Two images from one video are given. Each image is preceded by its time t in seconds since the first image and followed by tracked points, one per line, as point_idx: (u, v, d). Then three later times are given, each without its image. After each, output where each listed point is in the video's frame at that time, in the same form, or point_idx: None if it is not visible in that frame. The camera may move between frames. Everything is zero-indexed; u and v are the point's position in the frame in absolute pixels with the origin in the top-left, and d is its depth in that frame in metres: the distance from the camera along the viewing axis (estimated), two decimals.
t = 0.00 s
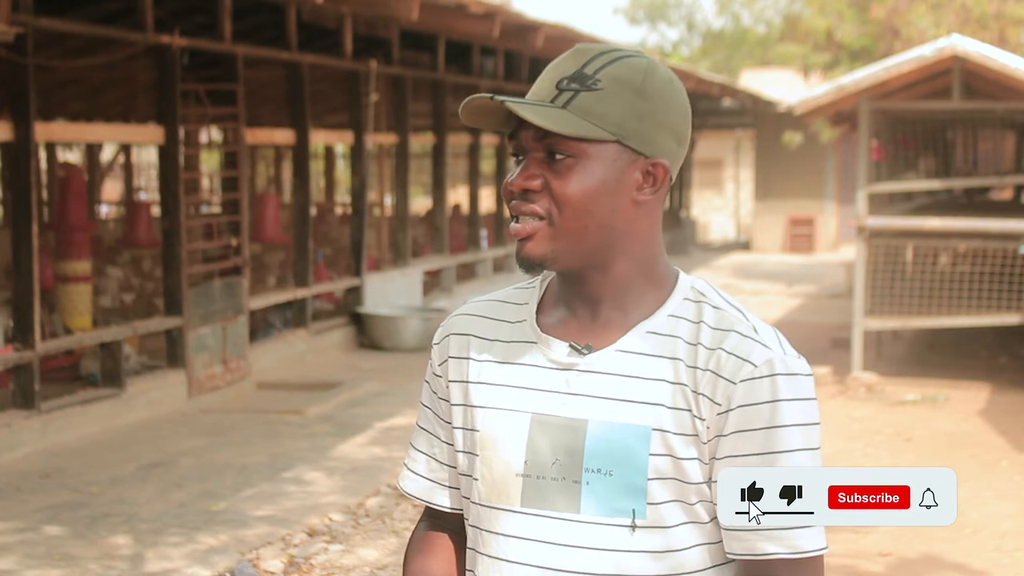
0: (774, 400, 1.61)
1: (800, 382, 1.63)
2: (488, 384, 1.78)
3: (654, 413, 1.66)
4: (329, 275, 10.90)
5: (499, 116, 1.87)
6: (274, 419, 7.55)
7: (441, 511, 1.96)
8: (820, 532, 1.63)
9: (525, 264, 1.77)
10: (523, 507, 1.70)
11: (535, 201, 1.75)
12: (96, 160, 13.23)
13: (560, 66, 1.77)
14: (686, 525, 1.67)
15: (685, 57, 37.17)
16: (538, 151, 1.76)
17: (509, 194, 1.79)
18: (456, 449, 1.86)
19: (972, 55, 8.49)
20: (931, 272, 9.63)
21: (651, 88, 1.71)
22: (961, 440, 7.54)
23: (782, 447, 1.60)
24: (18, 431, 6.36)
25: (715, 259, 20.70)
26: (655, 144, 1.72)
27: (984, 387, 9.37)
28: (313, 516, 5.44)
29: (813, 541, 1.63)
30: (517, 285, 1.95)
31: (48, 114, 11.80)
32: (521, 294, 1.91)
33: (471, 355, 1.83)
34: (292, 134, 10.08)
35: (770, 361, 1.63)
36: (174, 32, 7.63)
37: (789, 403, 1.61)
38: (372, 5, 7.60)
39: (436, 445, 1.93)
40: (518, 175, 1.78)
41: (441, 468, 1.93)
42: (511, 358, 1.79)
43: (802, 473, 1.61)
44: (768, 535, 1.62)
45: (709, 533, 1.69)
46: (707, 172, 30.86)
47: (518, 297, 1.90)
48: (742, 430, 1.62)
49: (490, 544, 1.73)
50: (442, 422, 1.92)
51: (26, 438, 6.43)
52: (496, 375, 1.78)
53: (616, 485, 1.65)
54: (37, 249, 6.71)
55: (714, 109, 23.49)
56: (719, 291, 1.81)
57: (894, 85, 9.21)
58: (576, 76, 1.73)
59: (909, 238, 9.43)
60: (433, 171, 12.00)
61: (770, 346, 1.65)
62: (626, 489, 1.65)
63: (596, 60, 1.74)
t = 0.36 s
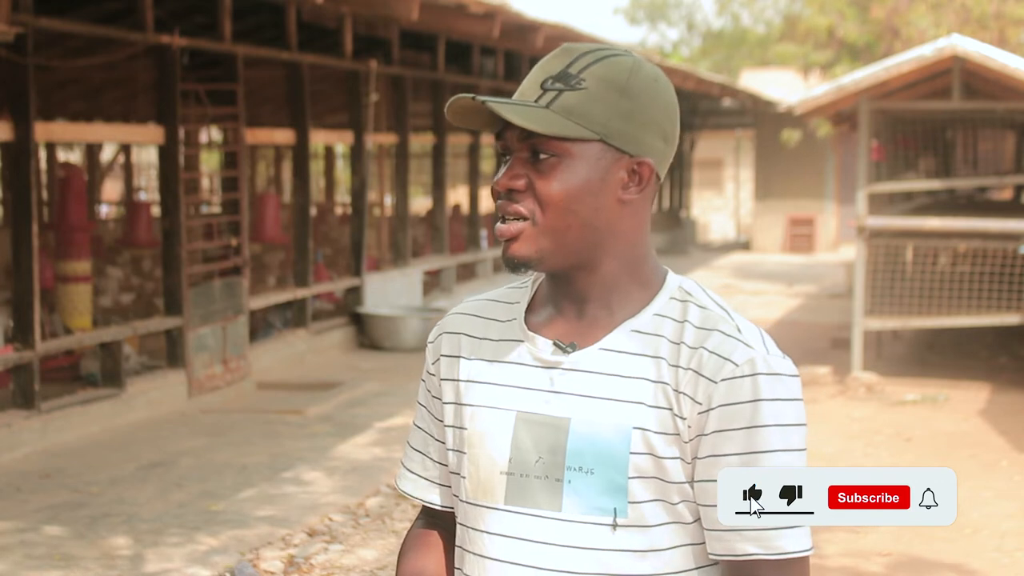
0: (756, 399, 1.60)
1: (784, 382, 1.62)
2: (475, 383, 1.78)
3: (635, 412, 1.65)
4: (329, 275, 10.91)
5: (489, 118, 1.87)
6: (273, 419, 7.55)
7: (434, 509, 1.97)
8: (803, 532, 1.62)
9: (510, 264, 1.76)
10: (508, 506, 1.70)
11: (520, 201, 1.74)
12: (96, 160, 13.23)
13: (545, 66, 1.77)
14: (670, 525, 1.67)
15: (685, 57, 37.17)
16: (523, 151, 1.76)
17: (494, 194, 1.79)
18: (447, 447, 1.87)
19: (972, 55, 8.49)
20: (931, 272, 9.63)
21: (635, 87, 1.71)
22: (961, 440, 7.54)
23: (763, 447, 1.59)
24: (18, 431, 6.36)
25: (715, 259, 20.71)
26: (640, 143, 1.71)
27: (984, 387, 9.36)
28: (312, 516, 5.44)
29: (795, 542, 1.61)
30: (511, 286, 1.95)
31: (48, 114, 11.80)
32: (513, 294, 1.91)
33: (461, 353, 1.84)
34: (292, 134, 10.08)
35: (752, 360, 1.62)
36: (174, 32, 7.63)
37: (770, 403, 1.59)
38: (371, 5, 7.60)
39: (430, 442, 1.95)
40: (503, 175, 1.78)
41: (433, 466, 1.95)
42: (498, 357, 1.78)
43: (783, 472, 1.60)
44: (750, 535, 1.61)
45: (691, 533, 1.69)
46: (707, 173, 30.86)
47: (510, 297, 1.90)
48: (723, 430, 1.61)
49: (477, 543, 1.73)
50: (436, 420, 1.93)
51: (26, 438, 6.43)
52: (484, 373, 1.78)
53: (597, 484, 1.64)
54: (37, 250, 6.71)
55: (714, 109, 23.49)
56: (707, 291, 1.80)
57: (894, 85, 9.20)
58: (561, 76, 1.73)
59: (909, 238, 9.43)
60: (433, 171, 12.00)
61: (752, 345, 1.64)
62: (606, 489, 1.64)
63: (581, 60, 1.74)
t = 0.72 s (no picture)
0: (744, 392, 1.58)
1: (771, 376, 1.61)
2: (462, 386, 1.77)
3: (625, 410, 1.64)
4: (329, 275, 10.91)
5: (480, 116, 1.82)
6: (273, 419, 7.55)
7: (423, 514, 1.96)
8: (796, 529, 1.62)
9: (528, 266, 1.74)
10: (499, 508, 1.70)
11: (542, 202, 1.72)
12: (96, 160, 13.23)
13: (552, 64, 1.73)
14: (661, 524, 1.65)
15: (686, 57, 37.17)
16: (541, 152, 1.73)
17: (507, 195, 1.75)
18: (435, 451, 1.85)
19: (972, 55, 8.49)
20: (931, 272, 9.63)
21: (642, 90, 1.72)
22: (961, 440, 7.54)
23: (752, 441, 1.58)
24: (18, 431, 6.36)
25: (715, 259, 20.71)
26: (646, 146, 1.74)
27: (983, 387, 9.36)
28: (313, 516, 5.45)
29: (784, 537, 1.60)
30: (495, 287, 1.94)
31: (48, 114, 11.80)
32: (499, 297, 1.90)
33: (448, 357, 1.83)
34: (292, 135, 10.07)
35: (740, 354, 1.61)
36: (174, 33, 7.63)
37: (759, 396, 1.58)
38: (371, 6, 7.60)
39: (416, 448, 1.93)
40: (519, 176, 1.74)
41: (421, 470, 1.93)
42: (487, 359, 1.78)
43: (772, 469, 1.58)
44: (741, 531, 1.60)
45: (683, 533, 1.67)
46: (707, 173, 30.87)
47: (495, 299, 1.89)
48: (714, 424, 1.59)
49: (470, 547, 1.72)
50: (422, 424, 1.91)
51: (26, 438, 6.43)
52: (470, 376, 1.77)
53: (586, 482, 1.63)
54: (37, 250, 6.70)
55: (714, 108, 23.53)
56: (687, 287, 1.82)
57: (894, 85, 9.21)
58: (574, 76, 1.70)
59: (909, 238, 9.44)
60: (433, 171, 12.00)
61: (740, 340, 1.64)
62: (595, 487, 1.63)
63: (589, 60, 1.72)
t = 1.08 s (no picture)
0: (741, 394, 1.59)
1: (766, 376, 1.62)
2: (449, 389, 1.73)
3: (621, 411, 1.62)
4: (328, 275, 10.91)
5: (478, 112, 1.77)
6: (273, 419, 7.55)
7: (404, 520, 1.91)
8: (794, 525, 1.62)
9: (535, 269, 1.73)
10: (490, 510, 1.66)
11: (551, 206, 1.71)
12: (96, 160, 13.23)
13: (554, 66, 1.70)
14: (656, 521, 1.64)
15: (686, 57, 37.18)
16: (550, 155, 1.72)
17: (513, 198, 1.74)
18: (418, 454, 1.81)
19: (972, 55, 8.49)
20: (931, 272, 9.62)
21: (639, 93, 1.73)
22: (961, 440, 7.54)
23: (751, 442, 1.59)
24: (18, 431, 6.36)
25: (715, 259, 20.70)
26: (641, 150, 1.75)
27: (983, 387, 9.37)
28: (313, 516, 5.45)
29: (781, 534, 1.62)
30: (474, 289, 1.90)
31: (48, 114, 11.80)
32: (480, 297, 1.86)
33: (432, 359, 1.78)
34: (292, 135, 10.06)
35: (735, 356, 1.61)
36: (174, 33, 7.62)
37: (755, 397, 1.59)
38: (372, 6, 7.60)
39: (396, 452, 1.87)
40: (527, 180, 1.73)
41: (402, 475, 1.87)
42: (474, 360, 1.74)
43: (769, 469, 1.60)
44: (741, 529, 1.61)
45: (675, 529, 1.67)
46: (707, 173, 30.87)
47: (476, 301, 1.85)
48: (712, 426, 1.60)
49: (460, 548, 1.68)
50: (402, 427, 1.85)
51: (26, 438, 6.43)
52: (459, 377, 1.73)
53: (582, 483, 1.61)
54: (37, 250, 6.70)
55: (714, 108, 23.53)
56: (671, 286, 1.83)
57: (894, 85, 9.21)
58: (581, 78, 1.68)
59: (909, 238, 9.43)
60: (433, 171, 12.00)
61: (734, 341, 1.63)
62: (592, 488, 1.61)
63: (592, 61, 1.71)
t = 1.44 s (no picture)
0: (735, 389, 1.61)
1: (759, 373, 1.63)
2: (441, 385, 1.73)
3: (616, 408, 1.63)
4: (328, 275, 10.91)
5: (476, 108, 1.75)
6: (273, 419, 7.55)
7: (387, 521, 1.91)
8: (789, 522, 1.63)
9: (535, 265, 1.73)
10: (486, 508, 1.66)
11: (552, 203, 1.71)
12: (96, 160, 13.22)
13: (553, 63, 1.69)
14: (650, 520, 1.64)
15: (686, 57, 37.17)
16: (550, 153, 1.72)
17: (515, 195, 1.73)
18: (407, 453, 1.81)
19: (971, 55, 8.49)
20: (931, 271, 9.62)
21: (635, 91, 1.73)
22: (961, 440, 7.54)
23: (743, 438, 1.60)
24: (18, 431, 6.36)
25: (716, 259, 20.70)
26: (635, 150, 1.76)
27: (983, 387, 9.37)
28: (312, 516, 5.45)
29: (774, 531, 1.63)
30: (463, 289, 1.89)
31: (48, 114, 11.79)
32: (470, 296, 1.86)
33: (422, 358, 1.78)
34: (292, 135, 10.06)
35: (729, 352, 1.63)
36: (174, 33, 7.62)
37: (749, 394, 1.61)
38: (372, 6, 7.60)
39: (382, 452, 1.87)
40: (529, 178, 1.72)
41: (388, 476, 1.87)
42: (467, 359, 1.73)
43: (763, 466, 1.61)
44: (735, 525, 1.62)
45: (669, 529, 1.67)
46: (707, 173, 30.87)
47: (465, 300, 1.85)
48: (705, 422, 1.61)
49: (454, 546, 1.67)
50: (390, 428, 1.85)
51: (25, 438, 6.43)
52: (451, 375, 1.73)
53: (577, 480, 1.61)
54: (37, 249, 6.70)
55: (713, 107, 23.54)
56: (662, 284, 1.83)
57: (894, 85, 9.21)
58: (581, 77, 1.67)
59: (909, 238, 9.44)
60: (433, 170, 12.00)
61: (728, 338, 1.65)
62: (587, 484, 1.61)
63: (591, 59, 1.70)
